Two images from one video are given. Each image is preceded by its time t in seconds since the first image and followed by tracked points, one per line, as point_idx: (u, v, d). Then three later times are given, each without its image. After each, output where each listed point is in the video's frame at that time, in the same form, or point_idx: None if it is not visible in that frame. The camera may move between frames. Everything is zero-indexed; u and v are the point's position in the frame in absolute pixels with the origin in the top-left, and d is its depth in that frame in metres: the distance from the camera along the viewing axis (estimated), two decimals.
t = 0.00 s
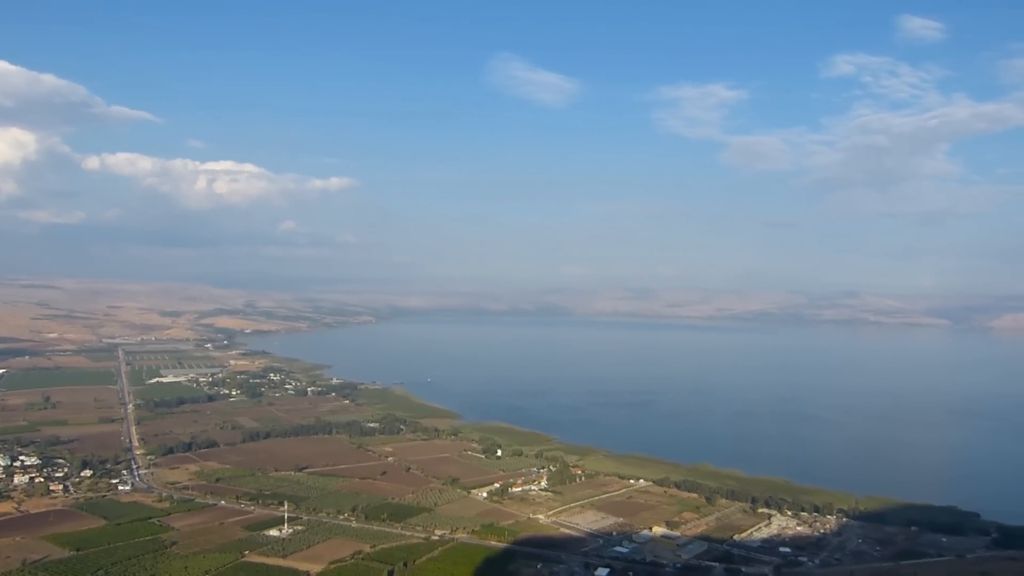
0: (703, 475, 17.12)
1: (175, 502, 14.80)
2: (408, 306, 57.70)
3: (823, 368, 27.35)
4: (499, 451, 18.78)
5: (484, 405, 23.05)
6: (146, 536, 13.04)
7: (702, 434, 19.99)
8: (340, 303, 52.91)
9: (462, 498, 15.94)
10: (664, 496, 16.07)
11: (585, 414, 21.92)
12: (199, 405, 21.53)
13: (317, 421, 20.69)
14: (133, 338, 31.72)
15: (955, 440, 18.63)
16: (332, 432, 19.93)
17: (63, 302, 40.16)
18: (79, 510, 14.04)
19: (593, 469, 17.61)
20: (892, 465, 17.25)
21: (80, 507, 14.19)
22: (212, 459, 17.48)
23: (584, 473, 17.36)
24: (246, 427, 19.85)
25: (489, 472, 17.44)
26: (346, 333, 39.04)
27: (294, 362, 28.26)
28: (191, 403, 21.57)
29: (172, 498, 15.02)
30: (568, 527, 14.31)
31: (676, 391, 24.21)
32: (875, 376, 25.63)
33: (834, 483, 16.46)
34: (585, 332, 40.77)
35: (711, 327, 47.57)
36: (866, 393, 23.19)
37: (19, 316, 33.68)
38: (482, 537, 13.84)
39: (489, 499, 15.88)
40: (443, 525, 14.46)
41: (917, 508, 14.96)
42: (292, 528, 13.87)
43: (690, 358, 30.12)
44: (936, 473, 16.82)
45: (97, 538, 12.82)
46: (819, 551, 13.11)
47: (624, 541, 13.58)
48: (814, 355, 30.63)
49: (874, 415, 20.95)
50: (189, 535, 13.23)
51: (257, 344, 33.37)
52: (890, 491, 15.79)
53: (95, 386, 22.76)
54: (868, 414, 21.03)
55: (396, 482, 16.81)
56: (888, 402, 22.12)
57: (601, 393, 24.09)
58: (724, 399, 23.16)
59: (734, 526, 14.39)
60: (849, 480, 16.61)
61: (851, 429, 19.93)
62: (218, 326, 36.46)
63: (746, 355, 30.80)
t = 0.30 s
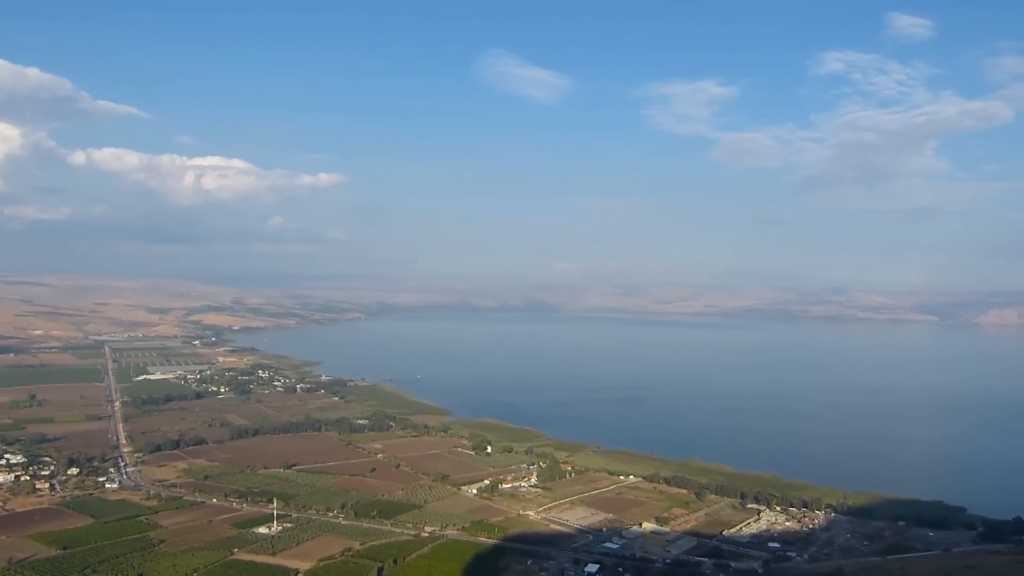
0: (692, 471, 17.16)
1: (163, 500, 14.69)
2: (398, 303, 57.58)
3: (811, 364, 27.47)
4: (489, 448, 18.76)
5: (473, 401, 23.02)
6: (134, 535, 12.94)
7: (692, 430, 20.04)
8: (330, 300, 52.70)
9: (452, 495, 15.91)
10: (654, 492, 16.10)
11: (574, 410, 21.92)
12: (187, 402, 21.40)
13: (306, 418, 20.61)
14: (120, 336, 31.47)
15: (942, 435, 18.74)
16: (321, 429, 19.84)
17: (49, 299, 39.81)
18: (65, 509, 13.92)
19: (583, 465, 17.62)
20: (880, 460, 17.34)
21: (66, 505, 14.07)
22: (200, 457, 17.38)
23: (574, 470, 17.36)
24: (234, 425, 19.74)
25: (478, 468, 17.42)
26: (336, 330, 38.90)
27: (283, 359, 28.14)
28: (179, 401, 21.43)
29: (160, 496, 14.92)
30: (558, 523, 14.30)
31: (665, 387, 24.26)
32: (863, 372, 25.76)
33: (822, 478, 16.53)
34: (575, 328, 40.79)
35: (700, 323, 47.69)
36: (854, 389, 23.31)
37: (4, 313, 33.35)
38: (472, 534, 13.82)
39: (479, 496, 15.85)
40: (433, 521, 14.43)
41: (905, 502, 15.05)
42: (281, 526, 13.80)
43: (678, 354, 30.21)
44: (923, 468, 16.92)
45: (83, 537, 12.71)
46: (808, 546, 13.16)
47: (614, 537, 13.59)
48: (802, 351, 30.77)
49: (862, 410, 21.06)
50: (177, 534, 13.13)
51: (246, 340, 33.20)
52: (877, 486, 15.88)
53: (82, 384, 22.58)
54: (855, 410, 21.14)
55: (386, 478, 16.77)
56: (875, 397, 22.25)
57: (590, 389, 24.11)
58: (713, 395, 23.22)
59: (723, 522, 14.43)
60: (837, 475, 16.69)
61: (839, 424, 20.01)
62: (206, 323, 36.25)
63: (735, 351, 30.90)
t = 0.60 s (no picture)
0: (681, 466, 17.23)
1: (151, 498, 14.62)
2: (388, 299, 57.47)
3: (799, 360, 27.61)
4: (478, 444, 18.76)
5: (463, 397, 23.02)
6: (121, 533, 12.87)
7: (681, 425, 20.11)
8: (318, 296, 52.53)
9: (441, 491, 15.91)
10: (643, 487, 16.14)
11: (564, 406, 21.96)
12: (175, 400, 21.29)
13: (295, 415, 20.54)
14: (107, 333, 31.25)
15: (929, 429, 18.88)
16: (310, 426, 19.79)
17: (35, 296, 39.47)
18: (52, 507, 13.83)
19: (572, 461, 17.65)
20: (867, 454, 17.46)
21: (53, 504, 13.98)
22: (188, 454, 17.29)
23: (564, 465, 17.39)
24: (223, 422, 19.65)
25: (468, 465, 17.42)
26: (325, 326, 38.79)
27: (272, 356, 28.04)
28: (167, 398, 21.32)
29: (148, 494, 14.84)
30: (547, 519, 14.32)
31: (654, 383, 24.33)
32: (851, 367, 25.91)
33: (810, 473, 16.63)
34: (565, 325, 40.83)
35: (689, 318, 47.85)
36: (842, 384, 23.44)
37: None
38: (461, 530, 13.82)
39: (469, 492, 15.86)
40: (422, 518, 14.42)
41: (892, 496, 15.16)
42: (270, 523, 13.76)
43: (668, 350, 30.30)
44: (909, 462, 17.04)
45: (70, 535, 12.62)
46: (796, 540, 13.24)
47: (603, 532, 13.62)
48: (791, 346, 30.92)
49: (850, 405, 21.19)
50: (164, 532, 13.07)
51: (234, 337, 33.06)
52: (865, 480, 15.98)
53: (68, 381, 22.40)
54: (843, 404, 21.27)
55: (375, 475, 16.74)
56: (863, 392, 22.38)
57: (580, 385, 24.15)
58: (702, 391, 23.31)
59: (712, 517, 14.49)
60: (825, 470, 16.78)
61: (827, 419, 20.13)
62: (194, 320, 36.06)
63: (724, 346, 31.06)
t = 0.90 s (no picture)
0: (670, 463, 17.29)
1: (138, 497, 14.53)
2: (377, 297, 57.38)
3: (787, 357, 27.74)
4: (467, 442, 18.75)
5: (452, 395, 23.00)
6: (107, 533, 12.78)
7: (669, 423, 20.17)
8: (307, 295, 52.35)
9: (430, 490, 15.89)
10: (631, 484, 16.18)
11: (553, 404, 21.98)
12: (162, 398, 21.18)
13: (283, 413, 20.46)
14: (93, 331, 31.03)
15: (915, 426, 19.01)
16: (298, 424, 19.72)
17: (19, 294, 39.11)
18: (37, 507, 13.72)
19: (561, 459, 17.66)
20: (854, 451, 17.57)
21: (38, 504, 13.87)
22: (175, 453, 17.19)
23: (553, 463, 17.41)
24: (210, 421, 19.55)
25: (457, 463, 17.40)
26: (313, 324, 38.67)
27: (260, 354, 27.91)
28: (154, 396, 21.19)
29: (134, 493, 14.75)
30: (536, 517, 14.33)
31: (643, 380, 24.40)
32: (838, 364, 26.06)
33: (798, 470, 16.72)
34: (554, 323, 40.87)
35: (677, 316, 48.01)
36: (830, 381, 23.57)
37: None
38: (450, 528, 13.81)
39: (458, 490, 15.84)
40: (411, 516, 14.40)
41: (878, 493, 15.26)
42: (258, 522, 13.70)
43: (656, 347, 30.39)
44: (895, 458, 17.16)
45: (55, 535, 12.52)
46: (783, 537, 13.31)
47: (592, 530, 13.64)
48: (779, 344, 31.07)
49: (837, 402, 21.32)
50: (151, 531, 12.98)
51: (222, 335, 32.88)
52: (851, 477, 16.09)
53: (54, 380, 22.20)
54: (830, 401, 21.40)
55: (364, 473, 16.70)
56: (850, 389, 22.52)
57: (569, 383, 24.18)
58: (691, 388, 23.38)
59: (700, 514, 14.54)
60: (812, 467, 16.87)
61: (815, 416, 20.24)
62: (181, 318, 35.85)
63: (712, 344, 31.18)
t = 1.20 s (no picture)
0: (658, 461, 17.33)
1: (124, 498, 14.44)
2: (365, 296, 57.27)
3: (775, 355, 27.87)
4: (456, 441, 18.72)
5: (440, 394, 22.98)
6: (93, 533, 12.68)
7: (657, 421, 20.22)
8: (295, 293, 52.15)
9: (419, 489, 15.86)
10: (620, 483, 16.20)
11: (542, 402, 21.99)
12: (148, 398, 21.04)
13: (271, 413, 20.38)
14: (78, 330, 30.80)
15: (901, 424, 19.11)
16: (286, 424, 19.65)
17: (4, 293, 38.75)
18: (22, 508, 13.60)
19: (550, 457, 17.67)
20: (841, 449, 17.65)
21: (23, 505, 13.75)
22: (162, 453, 17.09)
23: (541, 462, 17.40)
24: (197, 420, 19.45)
25: (445, 462, 17.38)
26: (301, 323, 38.54)
27: (247, 354, 27.77)
28: (140, 396, 21.05)
29: (121, 493, 14.65)
30: (525, 515, 14.33)
31: (632, 379, 24.45)
32: (825, 362, 26.19)
33: (785, 467, 16.79)
34: (543, 321, 40.90)
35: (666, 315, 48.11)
36: (817, 379, 23.69)
37: None
38: (439, 527, 13.80)
39: (446, 489, 15.83)
40: (400, 515, 14.38)
41: (865, 490, 15.34)
42: (245, 522, 13.64)
43: (645, 346, 30.48)
44: (882, 456, 17.25)
45: (40, 536, 12.42)
46: (771, 534, 13.35)
47: (580, 528, 13.65)
48: (767, 342, 31.20)
49: (824, 400, 21.42)
50: (138, 532, 12.90)
51: (209, 334, 32.73)
52: (838, 474, 16.16)
53: (39, 380, 22.01)
54: (818, 399, 21.50)
55: (352, 473, 16.66)
56: (837, 387, 22.62)
57: (558, 381, 24.19)
58: (679, 386, 23.44)
59: (688, 512, 14.57)
60: (800, 464, 16.93)
61: (802, 414, 20.34)
62: (168, 317, 35.65)
63: (700, 342, 31.28)
